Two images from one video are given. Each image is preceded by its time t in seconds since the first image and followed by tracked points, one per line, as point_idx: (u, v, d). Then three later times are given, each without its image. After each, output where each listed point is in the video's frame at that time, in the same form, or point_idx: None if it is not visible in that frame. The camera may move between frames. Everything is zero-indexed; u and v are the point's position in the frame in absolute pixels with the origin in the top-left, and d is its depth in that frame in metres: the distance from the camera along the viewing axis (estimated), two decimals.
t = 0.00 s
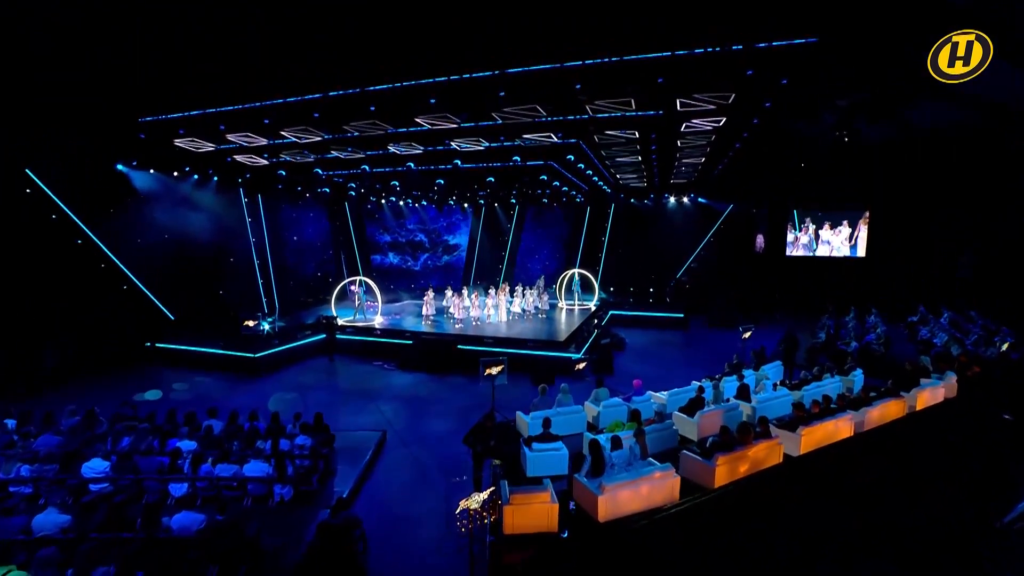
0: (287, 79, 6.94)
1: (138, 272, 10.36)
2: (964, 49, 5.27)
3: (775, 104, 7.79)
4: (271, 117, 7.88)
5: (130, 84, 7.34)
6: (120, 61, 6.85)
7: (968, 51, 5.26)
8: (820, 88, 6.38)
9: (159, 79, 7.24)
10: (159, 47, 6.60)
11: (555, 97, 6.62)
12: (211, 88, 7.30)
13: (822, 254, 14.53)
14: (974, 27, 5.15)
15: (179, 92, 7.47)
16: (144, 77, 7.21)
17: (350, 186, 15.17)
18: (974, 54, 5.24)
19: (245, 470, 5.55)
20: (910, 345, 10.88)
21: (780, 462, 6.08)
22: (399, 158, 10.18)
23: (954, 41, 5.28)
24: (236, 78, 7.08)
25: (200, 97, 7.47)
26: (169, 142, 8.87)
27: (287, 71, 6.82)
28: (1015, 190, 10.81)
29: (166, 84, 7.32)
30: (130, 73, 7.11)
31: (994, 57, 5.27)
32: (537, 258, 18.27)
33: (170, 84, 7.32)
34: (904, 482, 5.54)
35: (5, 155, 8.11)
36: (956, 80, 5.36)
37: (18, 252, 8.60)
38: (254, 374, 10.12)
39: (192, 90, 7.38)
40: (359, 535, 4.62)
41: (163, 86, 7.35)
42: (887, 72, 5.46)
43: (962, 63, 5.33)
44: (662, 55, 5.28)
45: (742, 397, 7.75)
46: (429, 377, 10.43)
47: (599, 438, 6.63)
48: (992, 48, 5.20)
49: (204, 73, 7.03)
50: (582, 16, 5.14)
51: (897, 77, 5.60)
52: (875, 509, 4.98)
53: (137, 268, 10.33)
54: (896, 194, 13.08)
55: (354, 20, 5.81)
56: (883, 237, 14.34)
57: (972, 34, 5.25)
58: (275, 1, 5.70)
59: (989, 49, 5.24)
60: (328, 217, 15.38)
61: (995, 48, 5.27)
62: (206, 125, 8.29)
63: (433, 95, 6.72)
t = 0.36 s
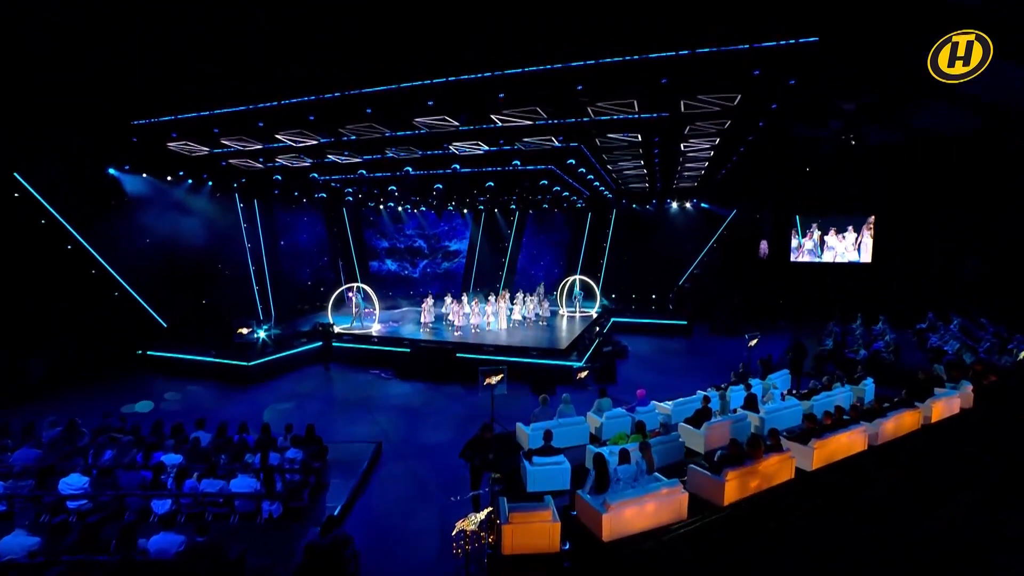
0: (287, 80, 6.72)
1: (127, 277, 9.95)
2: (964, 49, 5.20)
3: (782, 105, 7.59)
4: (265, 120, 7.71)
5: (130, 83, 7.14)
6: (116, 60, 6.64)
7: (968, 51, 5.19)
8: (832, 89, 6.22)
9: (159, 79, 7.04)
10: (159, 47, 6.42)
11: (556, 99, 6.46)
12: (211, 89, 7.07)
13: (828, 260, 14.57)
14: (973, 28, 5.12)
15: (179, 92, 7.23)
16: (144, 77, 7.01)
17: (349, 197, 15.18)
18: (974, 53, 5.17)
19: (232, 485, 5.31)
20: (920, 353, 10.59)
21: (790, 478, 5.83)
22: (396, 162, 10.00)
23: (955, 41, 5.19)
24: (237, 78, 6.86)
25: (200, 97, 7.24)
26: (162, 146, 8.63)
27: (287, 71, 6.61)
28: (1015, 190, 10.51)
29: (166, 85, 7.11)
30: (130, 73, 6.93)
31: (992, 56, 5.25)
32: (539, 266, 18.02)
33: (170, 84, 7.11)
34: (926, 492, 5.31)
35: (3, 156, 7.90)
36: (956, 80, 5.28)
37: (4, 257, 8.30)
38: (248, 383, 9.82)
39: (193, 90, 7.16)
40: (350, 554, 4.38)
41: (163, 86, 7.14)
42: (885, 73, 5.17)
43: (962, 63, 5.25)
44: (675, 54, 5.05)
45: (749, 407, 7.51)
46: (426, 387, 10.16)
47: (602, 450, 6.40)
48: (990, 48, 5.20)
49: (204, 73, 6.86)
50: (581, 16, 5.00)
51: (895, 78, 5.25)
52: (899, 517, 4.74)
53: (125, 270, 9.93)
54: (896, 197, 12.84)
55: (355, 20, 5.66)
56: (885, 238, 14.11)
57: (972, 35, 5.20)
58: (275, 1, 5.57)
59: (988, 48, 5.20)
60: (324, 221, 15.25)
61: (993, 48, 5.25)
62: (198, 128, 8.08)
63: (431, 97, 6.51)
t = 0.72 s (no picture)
0: (287, 80, 6.52)
1: (118, 282, 9.77)
2: (965, 48, 4.68)
3: (789, 105, 7.35)
4: (257, 120, 7.46)
5: (130, 84, 6.95)
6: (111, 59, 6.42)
7: (968, 52, 4.68)
8: (844, 89, 5.98)
9: (159, 80, 6.85)
10: (158, 46, 6.22)
11: (557, 99, 6.26)
12: (211, 89, 6.87)
13: (832, 264, 14.23)
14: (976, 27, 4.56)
15: (179, 92, 7.02)
16: (144, 77, 6.81)
17: (346, 201, 14.95)
18: (975, 53, 4.66)
19: (216, 500, 5.05)
20: (933, 359, 10.28)
21: (807, 492, 5.49)
22: (393, 164, 9.78)
23: (955, 41, 4.64)
24: (237, 78, 6.67)
25: (201, 98, 7.04)
26: (152, 147, 8.40)
27: (287, 71, 6.41)
28: (1017, 191, 10.37)
29: (166, 85, 6.91)
30: (130, 73, 6.73)
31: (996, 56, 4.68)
32: (544, 270, 17.71)
33: (170, 84, 6.90)
34: (951, 505, 5.03)
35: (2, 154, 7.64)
36: (954, 81, 4.81)
37: None
38: (240, 392, 9.54)
39: (192, 91, 6.96)
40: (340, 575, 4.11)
41: (163, 86, 6.95)
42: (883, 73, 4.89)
43: (962, 64, 4.75)
44: (683, 50, 4.78)
45: (759, 417, 7.23)
46: (423, 394, 9.87)
47: (606, 462, 6.12)
48: (994, 48, 4.62)
49: (204, 73, 6.66)
50: (581, 15, 4.82)
51: (896, 78, 4.96)
52: (926, 535, 4.45)
53: (111, 273, 9.65)
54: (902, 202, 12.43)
55: (354, 21, 5.49)
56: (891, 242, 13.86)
57: (973, 33, 4.64)
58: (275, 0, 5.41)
59: (989, 48, 4.64)
60: (321, 225, 14.99)
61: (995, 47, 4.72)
62: (189, 129, 7.86)
63: (427, 95, 6.27)
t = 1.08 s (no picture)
0: (287, 80, 6.30)
1: (108, 285, 9.46)
2: (965, 48, 5.08)
3: (799, 102, 7.09)
4: (249, 118, 7.25)
5: (130, 83, 6.68)
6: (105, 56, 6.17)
7: (968, 52, 5.08)
8: (861, 87, 5.77)
9: (159, 80, 6.58)
10: (157, 45, 5.97)
11: (559, 94, 6.02)
12: (211, 89, 6.62)
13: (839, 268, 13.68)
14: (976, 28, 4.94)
15: (178, 92, 6.79)
16: (144, 78, 6.56)
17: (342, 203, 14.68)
18: (974, 54, 5.08)
19: (197, 516, 4.73)
20: (948, 365, 9.95)
21: (826, 506, 5.15)
22: (391, 164, 9.54)
23: (957, 41, 5.00)
24: (237, 78, 6.44)
25: (201, 98, 6.79)
26: (141, 146, 8.16)
27: (287, 72, 6.19)
28: None
29: (166, 85, 6.65)
30: (131, 73, 6.48)
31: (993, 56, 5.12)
32: (545, 275, 17.46)
33: (170, 84, 6.63)
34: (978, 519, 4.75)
35: None
36: (955, 80, 5.22)
37: None
38: (231, 398, 9.25)
39: (192, 91, 6.71)
40: None
41: (164, 86, 6.68)
42: (885, 73, 5.25)
43: (962, 63, 5.14)
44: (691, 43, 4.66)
45: (770, 425, 6.91)
46: (420, 401, 9.56)
47: (611, 474, 5.82)
48: (991, 49, 5.06)
49: (204, 74, 6.39)
50: (581, 15, 4.68)
51: (896, 78, 5.37)
52: (958, 551, 4.16)
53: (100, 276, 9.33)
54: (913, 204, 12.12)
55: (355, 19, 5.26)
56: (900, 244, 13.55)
57: (973, 34, 5.03)
58: None
59: (988, 49, 5.13)
60: (316, 228, 14.67)
61: (995, 48, 5.10)
62: (179, 127, 7.60)
63: (425, 91, 6.11)
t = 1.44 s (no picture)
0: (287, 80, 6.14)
1: (90, 285, 9.16)
2: (965, 48, 5.32)
3: (810, 98, 6.80)
4: (240, 114, 6.98)
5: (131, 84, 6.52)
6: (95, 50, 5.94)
7: (968, 51, 5.32)
8: (877, 82, 5.54)
9: (159, 79, 6.42)
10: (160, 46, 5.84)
11: (563, 86, 5.75)
12: (212, 89, 6.45)
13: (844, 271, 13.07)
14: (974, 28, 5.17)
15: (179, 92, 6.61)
16: (144, 77, 6.41)
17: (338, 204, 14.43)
18: (975, 53, 5.32)
19: (174, 532, 4.41)
20: (965, 370, 9.59)
21: (847, 520, 4.82)
22: (388, 163, 9.30)
23: (957, 40, 5.18)
24: (238, 79, 6.28)
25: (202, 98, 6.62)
26: (129, 144, 7.88)
27: (288, 72, 6.04)
28: None
29: (167, 85, 6.49)
30: (131, 74, 6.33)
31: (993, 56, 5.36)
32: (547, 279, 17.18)
33: (170, 84, 6.47)
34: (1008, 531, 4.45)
35: None
36: (956, 79, 5.44)
37: None
38: (221, 405, 8.92)
39: (193, 91, 6.53)
40: None
41: (164, 86, 6.51)
42: (886, 73, 5.33)
43: (962, 62, 5.38)
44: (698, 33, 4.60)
45: (783, 434, 6.59)
46: (417, 407, 9.24)
47: (616, 485, 5.50)
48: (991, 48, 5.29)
49: (204, 74, 6.25)
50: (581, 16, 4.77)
51: (897, 78, 5.43)
52: (992, 566, 3.89)
53: (82, 275, 9.03)
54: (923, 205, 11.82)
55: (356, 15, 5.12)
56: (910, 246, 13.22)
57: (972, 33, 5.26)
58: None
59: (989, 48, 5.37)
60: (311, 230, 14.35)
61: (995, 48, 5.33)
62: (168, 124, 7.35)
63: (420, 85, 5.89)
